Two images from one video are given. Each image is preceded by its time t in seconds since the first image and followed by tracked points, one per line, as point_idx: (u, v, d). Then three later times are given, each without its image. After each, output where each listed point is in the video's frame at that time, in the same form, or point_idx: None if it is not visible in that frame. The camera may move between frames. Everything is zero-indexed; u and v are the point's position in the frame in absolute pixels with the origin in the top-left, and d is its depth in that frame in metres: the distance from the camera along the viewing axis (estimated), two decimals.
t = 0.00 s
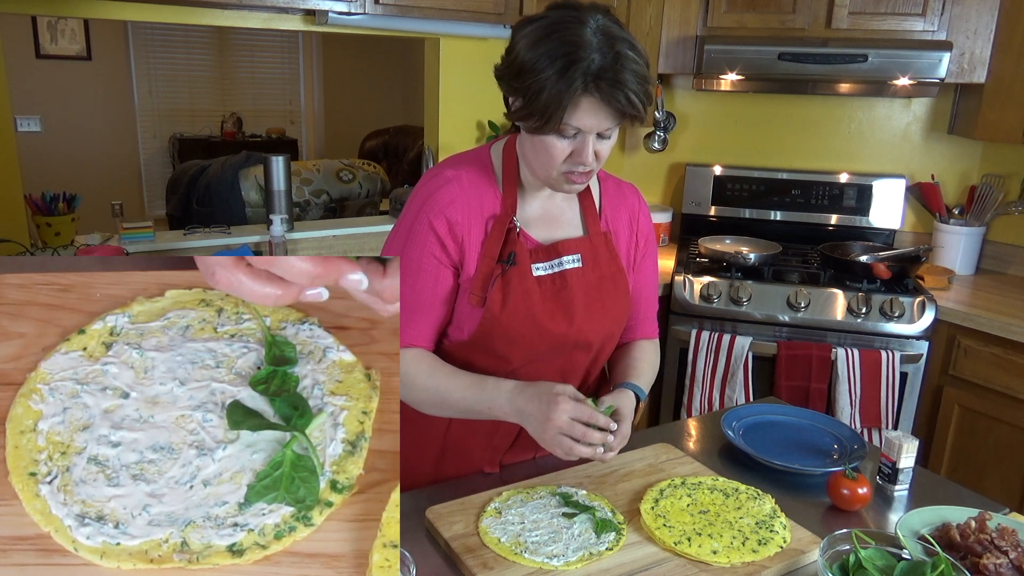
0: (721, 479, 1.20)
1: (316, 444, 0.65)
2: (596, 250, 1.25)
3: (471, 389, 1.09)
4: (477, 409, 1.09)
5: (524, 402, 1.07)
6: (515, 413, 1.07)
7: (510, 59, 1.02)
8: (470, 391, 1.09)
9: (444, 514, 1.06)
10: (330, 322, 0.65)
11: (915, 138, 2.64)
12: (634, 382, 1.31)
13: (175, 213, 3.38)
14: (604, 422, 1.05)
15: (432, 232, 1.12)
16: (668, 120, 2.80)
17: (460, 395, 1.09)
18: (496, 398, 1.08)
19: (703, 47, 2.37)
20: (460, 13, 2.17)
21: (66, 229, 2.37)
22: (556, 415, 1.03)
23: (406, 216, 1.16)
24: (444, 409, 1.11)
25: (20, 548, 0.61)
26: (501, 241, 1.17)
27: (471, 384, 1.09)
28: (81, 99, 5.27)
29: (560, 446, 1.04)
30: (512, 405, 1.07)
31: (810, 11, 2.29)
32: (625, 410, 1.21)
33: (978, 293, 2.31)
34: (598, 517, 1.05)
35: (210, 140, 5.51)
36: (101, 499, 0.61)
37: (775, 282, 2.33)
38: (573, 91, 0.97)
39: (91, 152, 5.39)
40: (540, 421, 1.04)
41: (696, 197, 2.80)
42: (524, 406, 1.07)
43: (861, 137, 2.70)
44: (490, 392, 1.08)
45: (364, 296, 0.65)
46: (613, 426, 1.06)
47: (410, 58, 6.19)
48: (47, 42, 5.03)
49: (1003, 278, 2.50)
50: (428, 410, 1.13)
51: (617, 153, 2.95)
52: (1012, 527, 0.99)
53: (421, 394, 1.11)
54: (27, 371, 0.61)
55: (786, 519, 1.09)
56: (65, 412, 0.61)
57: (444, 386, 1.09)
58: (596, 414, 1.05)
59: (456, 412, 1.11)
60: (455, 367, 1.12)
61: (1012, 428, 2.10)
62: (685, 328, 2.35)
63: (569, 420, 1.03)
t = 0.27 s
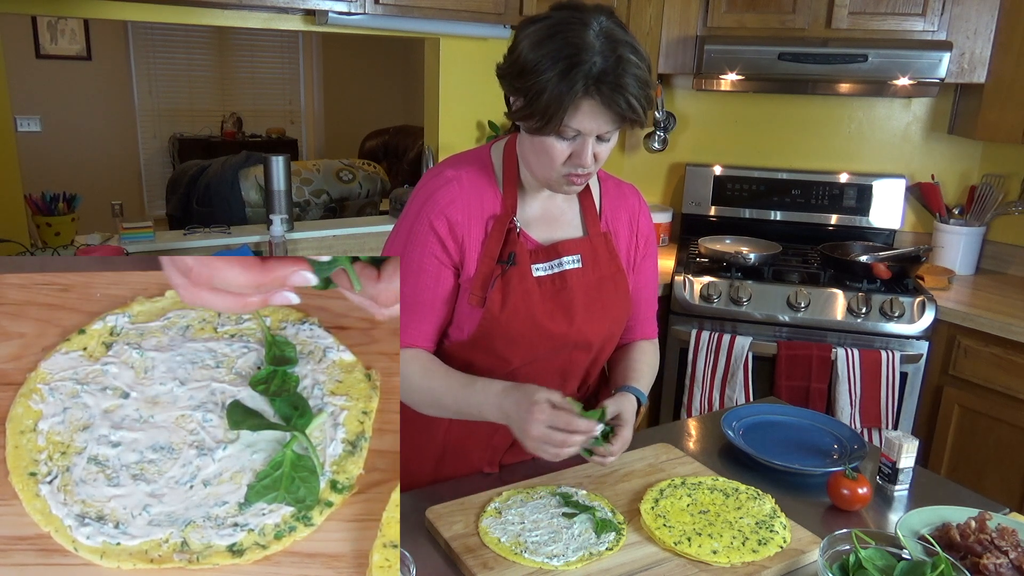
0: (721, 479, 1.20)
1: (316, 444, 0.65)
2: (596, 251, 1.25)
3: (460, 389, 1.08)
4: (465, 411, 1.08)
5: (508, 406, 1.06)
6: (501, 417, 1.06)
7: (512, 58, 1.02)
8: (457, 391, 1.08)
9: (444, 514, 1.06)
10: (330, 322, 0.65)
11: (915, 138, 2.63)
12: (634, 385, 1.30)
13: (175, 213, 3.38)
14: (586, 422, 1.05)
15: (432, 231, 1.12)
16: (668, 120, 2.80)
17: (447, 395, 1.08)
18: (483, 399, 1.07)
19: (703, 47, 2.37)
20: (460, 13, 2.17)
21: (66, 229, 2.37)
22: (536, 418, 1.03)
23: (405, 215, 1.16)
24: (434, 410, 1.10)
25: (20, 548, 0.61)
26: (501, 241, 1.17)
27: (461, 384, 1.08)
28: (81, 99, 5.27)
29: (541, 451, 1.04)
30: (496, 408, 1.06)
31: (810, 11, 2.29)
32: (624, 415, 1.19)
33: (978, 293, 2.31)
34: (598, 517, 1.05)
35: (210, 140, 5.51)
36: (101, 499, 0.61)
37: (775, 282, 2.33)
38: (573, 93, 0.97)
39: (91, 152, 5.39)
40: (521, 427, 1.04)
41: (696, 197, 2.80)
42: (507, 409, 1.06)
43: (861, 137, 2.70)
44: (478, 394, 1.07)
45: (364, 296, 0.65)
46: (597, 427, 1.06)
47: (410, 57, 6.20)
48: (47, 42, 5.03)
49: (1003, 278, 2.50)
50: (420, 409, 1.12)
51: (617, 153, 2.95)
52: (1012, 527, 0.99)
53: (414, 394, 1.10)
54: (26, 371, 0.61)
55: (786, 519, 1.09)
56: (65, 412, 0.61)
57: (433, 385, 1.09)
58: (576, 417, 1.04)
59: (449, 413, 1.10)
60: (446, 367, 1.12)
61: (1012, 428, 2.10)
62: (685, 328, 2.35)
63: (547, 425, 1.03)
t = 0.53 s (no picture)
0: (721, 479, 1.20)
1: (316, 444, 0.65)
2: (596, 251, 1.25)
3: (437, 400, 1.05)
4: (436, 420, 1.05)
5: (481, 428, 1.03)
6: (471, 436, 1.03)
7: (513, 58, 1.02)
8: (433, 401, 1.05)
9: (444, 514, 1.06)
10: (330, 322, 0.65)
11: (915, 138, 2.63)
12: (648, 377, 1.31)
13: (175, 213, 3.38)
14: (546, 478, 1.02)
15: (432, 232, 1.12)
16: (668, 120, 2.80)
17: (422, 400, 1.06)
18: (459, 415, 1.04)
19: (703, 47, 2.37)
20: (460, 12, 2.17)
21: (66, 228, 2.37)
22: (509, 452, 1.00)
23: (405, 215, 1.16)
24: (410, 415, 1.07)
25: (20, 548, 0.61)
26: (501, 241, 1.17)
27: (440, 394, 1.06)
28: (81, 99, 5.27)
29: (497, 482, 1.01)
30: (469, 426, 1.04)
31: (810, 11, 2.29)
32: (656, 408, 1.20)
33: (978, 293, 2.31)
34: (598, 517, 1.05)
35: (210, 140, 5.51)
36: (101, 499, 0.61)
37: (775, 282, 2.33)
38: (573, 93, 0.97)
39: (91, 152, 5.40)
40: (494, 453, 1.01)
41: (696, 197, 2.80)
42: (478, 431, 1.03)
43: (861, 137, 2.70)
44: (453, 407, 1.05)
45: (364, 297, 0.65)
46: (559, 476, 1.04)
47: (410, 57, 6.20)
48: (47, 42, 5.03)
49: (1003, 278, 2.50)
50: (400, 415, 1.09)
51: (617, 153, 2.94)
52: (1012, 527, 0.99)
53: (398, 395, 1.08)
54: (27, 371, 0.61)
55: (786, 519, 1.09)
56: (65, 412, 0.62)
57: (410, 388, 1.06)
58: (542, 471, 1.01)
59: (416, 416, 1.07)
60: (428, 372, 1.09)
61: (1012, 428, 2.10)
62: (685, 328, 2.35)
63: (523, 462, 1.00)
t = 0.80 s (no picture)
0: (721, 479, 1.20)
1: (316, 444, 0.65)
2: (595, 250, 1.25)
3: (442, 413, 1.06)
4: (441, 432, 1.06)
5: (485, 442, 1.04)
6: (475, 450, 1.05)
7: (512, 59, 1.02)
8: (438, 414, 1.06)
9: (444, 514, 1.06)
10: (331, 322, 0.65)
11: (915, 138, 2.63)
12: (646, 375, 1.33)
13: (175, 213, 3.38)
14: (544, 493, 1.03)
15: (430, 234, 1.12)
16: (668, 120, 2.81)
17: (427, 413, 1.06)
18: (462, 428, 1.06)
19: (703, 47, 2.37)
20: (460, 12, 2.17)
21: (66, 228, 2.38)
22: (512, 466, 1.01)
23: (403, 218, 1.16)
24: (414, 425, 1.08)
25: (20, 548, 0.61)
26: (500, 242, 1.17)
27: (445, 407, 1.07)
28: (81, 99, 5.27)
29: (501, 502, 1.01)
30: (473, 440, 1.05)
31: (810, 11, 2.29)
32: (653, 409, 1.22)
33: (978, 293, 2.31)
34: (598, 517, 1.05)
35: (210, 140, 5.51)
36: (101, 500, 0.61)
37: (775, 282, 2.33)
38: (572, 96, 0.97)
39: (91, 152, 5.40)
40: (496, 464, 1.02)
41: (696, 197, 2.80)
42: (482, 446, 1.04)
43: (861, 137, 2.70)
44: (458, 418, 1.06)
45: (364, 297, 0.65)
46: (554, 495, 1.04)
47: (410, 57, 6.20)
48: (47, 42, 5.03)
49: (1003, 278, 2.50)
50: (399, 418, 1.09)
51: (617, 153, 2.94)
52: (1012, 527, 0.99)
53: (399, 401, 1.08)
54: (27, 371, 0.61)
55: (786, 519, 1.09)
56: (65, 412, 0.61)
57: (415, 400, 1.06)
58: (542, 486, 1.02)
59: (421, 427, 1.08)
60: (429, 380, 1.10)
61: (1012, 428, 2.10)
62: (685, 328, 2.35)
63: (524, 476, 1.01)
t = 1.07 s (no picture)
0: (721, 479, 1.20)
1: (316, 444, 0.65)
2: (592, 250, 1.25)
3: (439, 411, 1.06)
4: (437, 431, 1.06)
5: (485, 439, 1.05)
6: (472, 449, 1.04)
7: (509, 59, 1.02)
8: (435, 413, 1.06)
9: (444, 514, 1.06)
10: (330, 322, 0.65)
11: (915, 138, 2.64)
12: (639, 381, 1.32)
13: (175, 213, 3.38)
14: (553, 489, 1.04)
15: (425, 234, 1.12)
16: (668, 120, 2.81)
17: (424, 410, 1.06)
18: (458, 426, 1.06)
19: (703, 47, 2.37)
20: (460, 13, 2.17)
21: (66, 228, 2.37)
22: (516, 462, 1.01)
23: (400, 219, 1.16)
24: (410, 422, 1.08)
25: (20, 548, 0.61)
26: (496, 242, 1.17)
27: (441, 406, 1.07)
28: (81, 99, 5.27)
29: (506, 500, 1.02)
30: (471, 439, 1.05)
31: (810, 11, 2.29)
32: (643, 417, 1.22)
33: (978, 293, 2.31)
34: (598, 517, 1.05)
35: (210, 140, 5.51)
36: (101, 499, 0.61)
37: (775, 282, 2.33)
38: (571, 97, 0.97)
39: (91, 152, 5.40)
40: (497, 461, 1.02)
41: (696, 197, 2.80)
42: (482, 443, 1.04)
43: (861, 137, 2.70)
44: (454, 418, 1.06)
45: (364, 297, 0.65)
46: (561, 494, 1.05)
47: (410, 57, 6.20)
48: (47, 42, 5.03)
49: (1003, 278, 2.50)
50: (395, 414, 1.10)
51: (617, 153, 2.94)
52: (1012, 527, 0.99)
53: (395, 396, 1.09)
54: (27, 371, 0.61)
55: (786, 519, 1.09)
56: (65, 412, 0.62)
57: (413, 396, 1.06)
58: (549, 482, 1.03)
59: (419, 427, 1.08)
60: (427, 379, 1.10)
61: (1012, 428, 2.10)
62: (685, 328, 2.35)
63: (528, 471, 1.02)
